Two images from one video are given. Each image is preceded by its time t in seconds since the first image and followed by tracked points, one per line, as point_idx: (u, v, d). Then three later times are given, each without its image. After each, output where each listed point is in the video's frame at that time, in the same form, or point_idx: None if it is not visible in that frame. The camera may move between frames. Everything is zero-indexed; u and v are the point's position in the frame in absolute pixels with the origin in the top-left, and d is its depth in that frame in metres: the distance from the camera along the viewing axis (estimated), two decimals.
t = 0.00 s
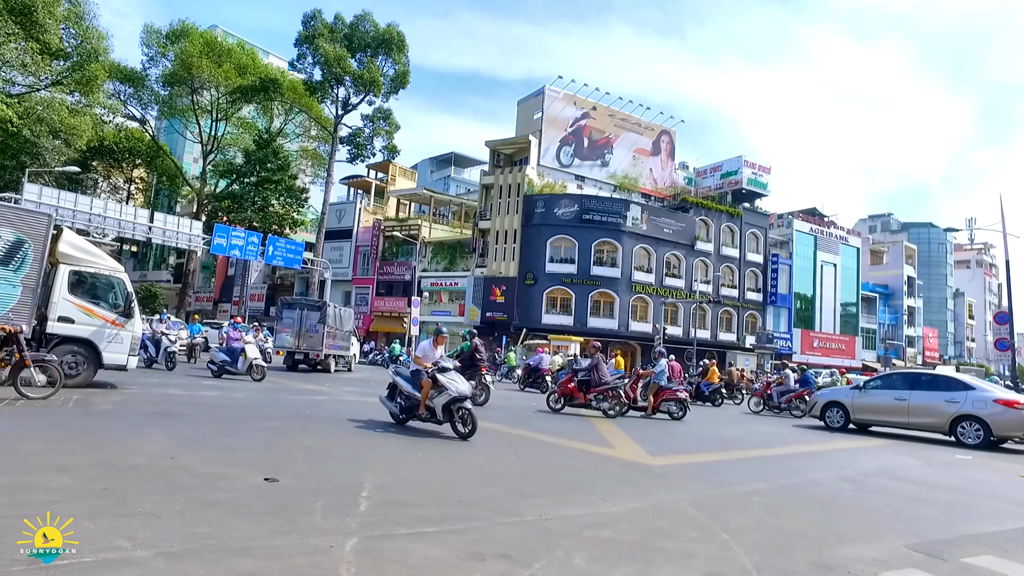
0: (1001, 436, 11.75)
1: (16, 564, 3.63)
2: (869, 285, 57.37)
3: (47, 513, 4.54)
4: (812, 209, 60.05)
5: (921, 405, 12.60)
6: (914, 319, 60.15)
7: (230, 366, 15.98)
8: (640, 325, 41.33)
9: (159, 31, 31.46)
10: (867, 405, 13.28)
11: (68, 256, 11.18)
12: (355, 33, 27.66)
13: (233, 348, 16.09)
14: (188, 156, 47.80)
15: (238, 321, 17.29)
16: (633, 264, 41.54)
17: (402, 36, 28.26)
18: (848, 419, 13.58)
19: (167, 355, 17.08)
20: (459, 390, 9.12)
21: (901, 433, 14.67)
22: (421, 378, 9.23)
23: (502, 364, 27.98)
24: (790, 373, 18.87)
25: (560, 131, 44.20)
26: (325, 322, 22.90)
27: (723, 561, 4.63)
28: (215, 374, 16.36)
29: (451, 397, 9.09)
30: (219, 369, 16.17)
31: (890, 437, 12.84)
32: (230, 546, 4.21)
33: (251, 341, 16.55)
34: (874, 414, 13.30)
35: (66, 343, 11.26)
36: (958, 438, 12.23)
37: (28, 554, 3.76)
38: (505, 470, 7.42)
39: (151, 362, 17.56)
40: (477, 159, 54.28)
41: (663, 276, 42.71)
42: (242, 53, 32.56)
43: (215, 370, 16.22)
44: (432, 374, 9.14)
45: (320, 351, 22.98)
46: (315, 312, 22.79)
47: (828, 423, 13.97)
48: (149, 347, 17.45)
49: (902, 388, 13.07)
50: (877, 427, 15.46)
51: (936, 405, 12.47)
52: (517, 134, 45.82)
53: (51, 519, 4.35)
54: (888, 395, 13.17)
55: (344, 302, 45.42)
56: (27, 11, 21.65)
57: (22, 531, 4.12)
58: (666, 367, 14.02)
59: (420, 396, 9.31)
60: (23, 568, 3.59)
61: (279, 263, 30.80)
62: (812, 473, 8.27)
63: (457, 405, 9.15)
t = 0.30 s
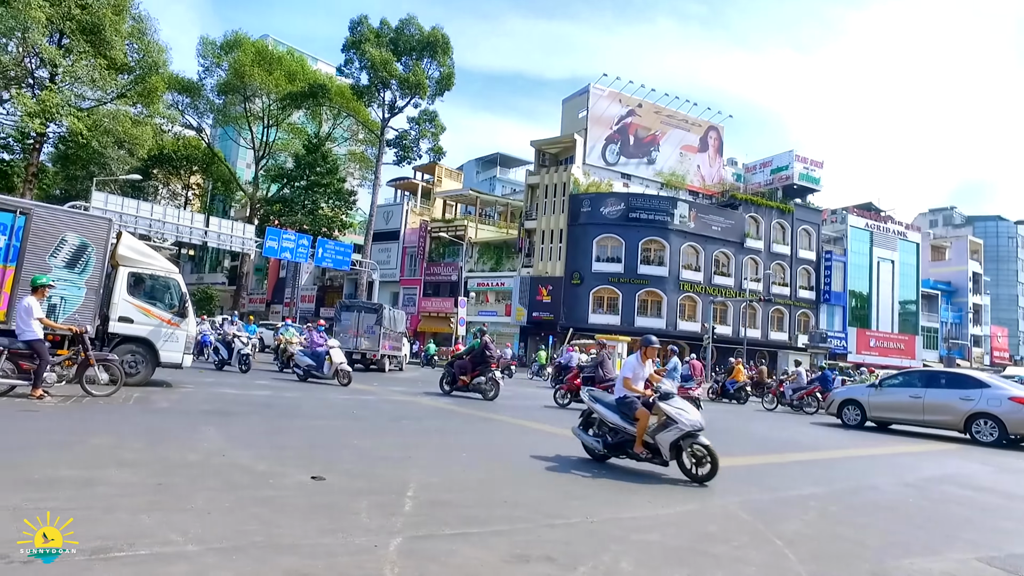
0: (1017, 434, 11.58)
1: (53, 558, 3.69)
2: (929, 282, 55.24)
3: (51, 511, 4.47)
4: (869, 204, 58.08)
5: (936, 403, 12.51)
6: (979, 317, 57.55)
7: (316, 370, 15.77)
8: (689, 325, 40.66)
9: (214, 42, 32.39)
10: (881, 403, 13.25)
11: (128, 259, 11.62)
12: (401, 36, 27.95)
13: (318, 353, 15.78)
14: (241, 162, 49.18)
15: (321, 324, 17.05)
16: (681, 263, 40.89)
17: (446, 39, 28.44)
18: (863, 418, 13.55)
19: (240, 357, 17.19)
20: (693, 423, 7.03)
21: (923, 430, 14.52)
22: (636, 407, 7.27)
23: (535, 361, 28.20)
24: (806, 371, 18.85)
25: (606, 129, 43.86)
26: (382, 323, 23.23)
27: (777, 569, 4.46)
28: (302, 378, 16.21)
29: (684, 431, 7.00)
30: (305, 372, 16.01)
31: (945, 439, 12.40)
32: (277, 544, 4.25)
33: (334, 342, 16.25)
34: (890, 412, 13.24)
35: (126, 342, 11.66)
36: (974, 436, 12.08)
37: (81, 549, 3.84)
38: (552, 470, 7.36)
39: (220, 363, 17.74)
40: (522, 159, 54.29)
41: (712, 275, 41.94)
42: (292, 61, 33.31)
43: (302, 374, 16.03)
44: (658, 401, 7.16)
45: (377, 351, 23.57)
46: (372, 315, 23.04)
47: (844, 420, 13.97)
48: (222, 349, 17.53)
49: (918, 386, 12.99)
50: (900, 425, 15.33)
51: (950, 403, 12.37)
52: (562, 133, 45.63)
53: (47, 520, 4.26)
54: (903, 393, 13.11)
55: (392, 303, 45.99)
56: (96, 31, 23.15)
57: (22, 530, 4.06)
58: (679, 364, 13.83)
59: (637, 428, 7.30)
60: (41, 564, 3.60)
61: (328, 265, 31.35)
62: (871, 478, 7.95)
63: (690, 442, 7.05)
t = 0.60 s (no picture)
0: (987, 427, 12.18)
1: (66, 556, 3.72)
2: (953, 281, 54.35)
3: (51, 510, 4.46)
4: (892, 203, 57.26)
5: (912, 399, 13.27)
6: (1006, 317, 56.46)
7: (373, 376, 15.11)
8: (708, 325, 40.34)
9: (234, 46, 32.72)
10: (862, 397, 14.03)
11: (150, 261, 11.76)
12: (419, 38, 28.02)
13: (375, 358, 15.06)
14: (261, 164, 49.66)
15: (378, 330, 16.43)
16: (701, 263, 40.57)
17: (464, 40, 28.46)
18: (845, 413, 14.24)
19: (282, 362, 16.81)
20: None
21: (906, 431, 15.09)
22: (983, 464, 4.83)
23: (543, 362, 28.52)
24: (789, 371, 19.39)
25: (624, 129, 43.68)
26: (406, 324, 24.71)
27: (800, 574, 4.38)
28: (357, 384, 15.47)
29: None
30: (361, 379, 15.34)
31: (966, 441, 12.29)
32: (294, 544, 4.26)
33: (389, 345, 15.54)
34: (871, 409, 13.97)
35: (149, 343, 11.81)
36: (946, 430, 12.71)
37: (96, 548, 3.87)
38: (569, 472, 7.32)
39: (260, 367, 17.33)
40: (539, 159, 54.24)
41: (731, 274, 41.58)
42: (311, 63, 33.53)
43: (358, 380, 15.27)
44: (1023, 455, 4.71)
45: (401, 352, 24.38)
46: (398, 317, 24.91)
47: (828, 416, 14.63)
48: (262, 353, 17.09)
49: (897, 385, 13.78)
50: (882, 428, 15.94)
51: (926, 399, 13.06)
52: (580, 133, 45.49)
53: (45, 520, 4.26)
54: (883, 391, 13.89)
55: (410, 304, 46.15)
56: (121, 37, 23.38)
57: (22, 530, 4.05)
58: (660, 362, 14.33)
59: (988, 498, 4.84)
60: (48, 563, 3.62)
61: (347, 266, 31.52)
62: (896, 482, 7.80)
63: None
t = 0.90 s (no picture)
0: (936, 423, 12.82)
1: (81, 555, 3.76)
2: (956, 282, 54.25)
3: (49, 511, 4.45)
4: (894, 203, 57.18)
5: (871, 397, 13.77)
6: (1009, 317, 56.34)
7: (417, 383, 14.11)
8: (710, 325, 40.30)
9: (236, 47, 32.73)
10: (825, 396, 14.51)
11: (152, 261, 11.77)
12: (421, 39, 28.03)
13: (418, 364, 14.05)
14: (263, 165, 49.71)
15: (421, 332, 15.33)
16: (702, 263, 40.54)
17: (465, 40, 28.48)
18: (810, 411, 14.79)
19: (307, 365, 16.31)
20: None
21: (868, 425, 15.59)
22: None
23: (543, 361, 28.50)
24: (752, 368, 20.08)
25: (626, 129, 43.66)
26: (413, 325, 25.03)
27: None
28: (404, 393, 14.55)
29: None
30: (405, 387, 14.38)
31: (964, 442, 12.32)
32: (297, 546, 4.25)
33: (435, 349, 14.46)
34: (833, 406, 14.47)
35: (150, 344, 11.81)
36: (901, 426, 13.30)
37: (97, 549, 3.87)
38: (573, 472, 7.31)
39: (286, 369, 16.92)
40: (541, 159, 54.21)
41: (733, 275, 41.53)
42: (313, 64, 33.55)
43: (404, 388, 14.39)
44: None
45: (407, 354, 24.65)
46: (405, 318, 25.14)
47: (794, 414, 15.14)
48: (286, 356, 16.68)
49: (857, 381, 14.25)
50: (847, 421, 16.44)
51: (883, 396, 13.60)
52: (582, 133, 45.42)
53: (48, 520, 4.27)
54: (845, 388, 14.36)
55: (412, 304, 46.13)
56: (124, 38, 23.49)
57: (21, 531, 4.05)
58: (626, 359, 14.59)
59: None
60: (48, 564, 3.62)
61: (349, 266, 31.51)
62: (901, 483, 7.78)
63: None
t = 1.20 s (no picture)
0: (887, 419, 13.43)
1: (105, 550, 3.87)
2: (953, 283, 54.31)
3: (49, 511, 4.46)
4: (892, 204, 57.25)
5: (830, 393, 14.31)
6: (1006, 318, 56.41)
7: (461, 391, 13.12)
8: (708, 326, 40.31)
9: (235, 47, 32.66)
10: (787, 393, 15.06)
11: (150, 262, 11.74)
12: (419, 39, 28.00)
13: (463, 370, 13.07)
14: (261, 165, 49.70)
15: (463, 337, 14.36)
16: (700, 264, 40.56)
17: (464, 41, 28.45)
18: (774, 407, 15.31)
19: (331, 371, 15.28)
20: None
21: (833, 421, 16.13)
22: None
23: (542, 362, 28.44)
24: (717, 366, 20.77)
25: (625, 130, 43.67)
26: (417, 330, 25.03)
27: None
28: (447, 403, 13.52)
29: None
30: (449, 395, 13.34)
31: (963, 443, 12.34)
32: (297, 548, 4.23)
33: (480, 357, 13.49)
34: (796, 403, 15.01)
35: (148, 344, 11.77)
36: (856, 421, 13.87)
37: (99, 548, 3.88)
38: (572, 473, 7.29)
39: (309, 375, 15.96)
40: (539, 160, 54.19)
41: (731, 275, 41.56)
42: (311, 64, 33.50)
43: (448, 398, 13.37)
44: None
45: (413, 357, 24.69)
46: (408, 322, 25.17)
47: (759, 410, 15.69)
48: (309, 360, 15.62)
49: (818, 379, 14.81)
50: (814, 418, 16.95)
51: (841, 393, 14.15)
52: (581, 133, 45.41)
53: (49, 520, 4.28)
54: (806, 385, 14.89)
55: (411, 305, 46.11)
56: (122, 38, 23.44)
57: (22, 530, 4.07)
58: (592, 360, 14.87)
59: None
60: (51, 564, 3.63)
61: (347, 267, 31.44)
62: (900, 483, 7.79)
63: None
